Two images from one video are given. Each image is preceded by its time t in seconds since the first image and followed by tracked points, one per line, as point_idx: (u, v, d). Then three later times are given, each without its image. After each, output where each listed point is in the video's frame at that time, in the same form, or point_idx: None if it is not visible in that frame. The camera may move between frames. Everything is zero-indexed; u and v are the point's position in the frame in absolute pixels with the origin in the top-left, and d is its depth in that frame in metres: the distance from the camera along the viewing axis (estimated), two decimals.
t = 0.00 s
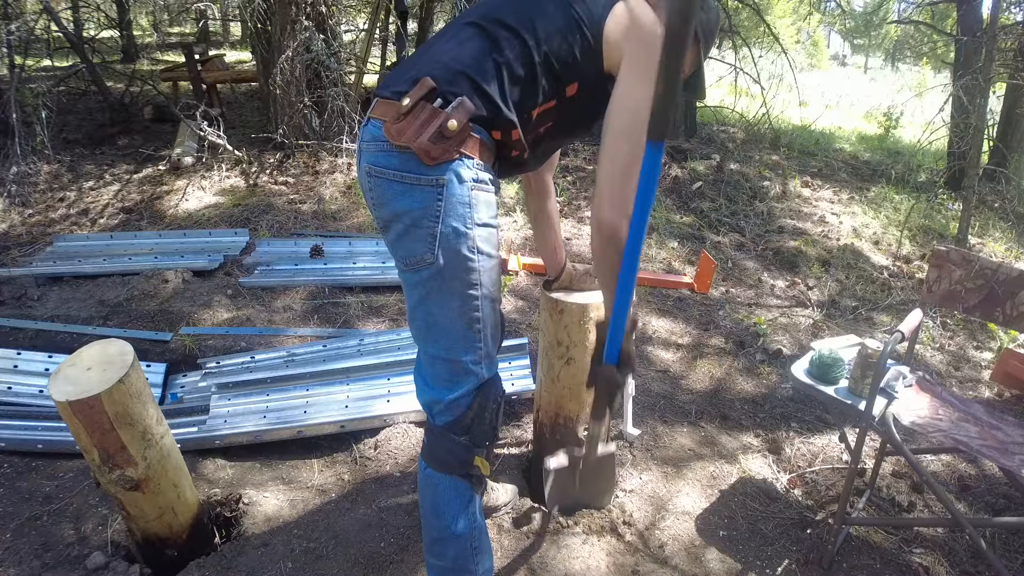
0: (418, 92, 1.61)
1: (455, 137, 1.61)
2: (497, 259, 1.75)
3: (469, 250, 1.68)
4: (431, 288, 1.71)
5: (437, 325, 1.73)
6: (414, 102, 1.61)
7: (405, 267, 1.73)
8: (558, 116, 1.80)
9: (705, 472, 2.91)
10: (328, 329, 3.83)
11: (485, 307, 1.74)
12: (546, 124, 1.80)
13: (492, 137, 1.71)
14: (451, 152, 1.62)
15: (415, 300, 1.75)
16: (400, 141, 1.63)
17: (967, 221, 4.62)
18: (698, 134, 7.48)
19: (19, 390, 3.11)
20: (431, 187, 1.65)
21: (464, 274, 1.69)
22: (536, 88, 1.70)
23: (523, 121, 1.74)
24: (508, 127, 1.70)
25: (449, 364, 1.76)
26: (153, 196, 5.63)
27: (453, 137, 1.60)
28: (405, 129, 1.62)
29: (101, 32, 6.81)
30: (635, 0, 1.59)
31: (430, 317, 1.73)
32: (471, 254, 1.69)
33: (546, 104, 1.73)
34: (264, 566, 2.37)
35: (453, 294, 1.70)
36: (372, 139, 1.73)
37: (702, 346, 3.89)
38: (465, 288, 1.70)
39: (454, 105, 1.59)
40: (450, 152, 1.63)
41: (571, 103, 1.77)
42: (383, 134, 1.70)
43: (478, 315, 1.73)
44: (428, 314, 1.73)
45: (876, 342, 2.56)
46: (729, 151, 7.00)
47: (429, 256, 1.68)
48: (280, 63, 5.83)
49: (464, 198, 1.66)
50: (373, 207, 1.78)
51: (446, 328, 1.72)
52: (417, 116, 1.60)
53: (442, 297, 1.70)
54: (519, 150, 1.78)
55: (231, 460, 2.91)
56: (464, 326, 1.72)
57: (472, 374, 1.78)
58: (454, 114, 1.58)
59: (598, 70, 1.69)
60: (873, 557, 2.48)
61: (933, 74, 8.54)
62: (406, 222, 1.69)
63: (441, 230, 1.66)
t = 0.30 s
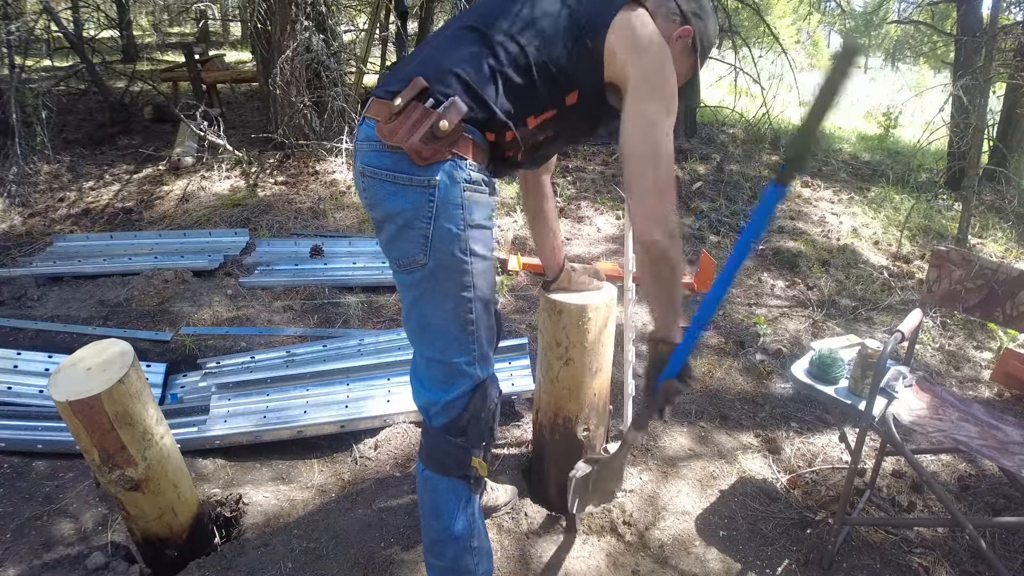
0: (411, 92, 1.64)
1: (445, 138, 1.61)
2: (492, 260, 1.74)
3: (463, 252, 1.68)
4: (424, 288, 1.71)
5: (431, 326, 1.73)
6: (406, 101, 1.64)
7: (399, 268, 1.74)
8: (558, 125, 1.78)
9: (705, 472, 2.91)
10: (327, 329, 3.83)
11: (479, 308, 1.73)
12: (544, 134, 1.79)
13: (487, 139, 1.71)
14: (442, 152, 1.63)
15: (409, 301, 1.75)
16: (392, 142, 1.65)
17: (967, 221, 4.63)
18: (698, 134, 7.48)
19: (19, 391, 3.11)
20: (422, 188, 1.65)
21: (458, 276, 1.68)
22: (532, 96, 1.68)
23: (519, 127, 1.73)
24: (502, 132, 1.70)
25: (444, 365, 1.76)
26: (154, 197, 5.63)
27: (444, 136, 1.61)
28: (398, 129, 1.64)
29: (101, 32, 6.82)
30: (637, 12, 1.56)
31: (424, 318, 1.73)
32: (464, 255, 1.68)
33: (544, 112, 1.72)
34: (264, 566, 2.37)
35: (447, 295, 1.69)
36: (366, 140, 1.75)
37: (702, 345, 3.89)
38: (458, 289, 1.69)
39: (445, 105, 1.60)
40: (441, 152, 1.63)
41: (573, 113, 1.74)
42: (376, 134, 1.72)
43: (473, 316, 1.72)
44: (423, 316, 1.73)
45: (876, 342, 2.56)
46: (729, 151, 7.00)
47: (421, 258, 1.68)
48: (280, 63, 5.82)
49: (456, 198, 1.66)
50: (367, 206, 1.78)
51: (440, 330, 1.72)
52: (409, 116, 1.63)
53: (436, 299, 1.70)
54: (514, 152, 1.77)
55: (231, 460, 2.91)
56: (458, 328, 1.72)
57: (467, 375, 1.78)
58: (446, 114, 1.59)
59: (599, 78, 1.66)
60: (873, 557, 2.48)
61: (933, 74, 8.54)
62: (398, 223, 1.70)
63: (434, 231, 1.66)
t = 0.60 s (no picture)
0: (458, 87, 1.54)
1: (498, 135, 1.55)
2: (522, 263, 1.74)
3: (501, 253, 1.65)
4: (458, 289, 1.67)
5: (461, 328, 1.71)
6: (453, 97, 1.53)
7: (431, 266, 1.67)
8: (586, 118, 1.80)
9: (705, 472, 2.91)
10: (328, 330, 3.83)
11: (507, 311, 1.74)
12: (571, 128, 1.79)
13: (523, 138, 1.67)
14: (490, 152, 1.57)
15: (436, 301, 1.70)
16: (436, 138, 1.56)
17: (967, 222, 4.63)
18: (698, 134, 7.48)
19: (19, 391, 3.11)
20: (466, 186, 1.59)
21: (494, 277, 1.67)
22: (573, 92, 1.67)
23: (557, 124, 1.70)
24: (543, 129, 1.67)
25: (469, 367, 1.75)
26: (154, 196, 5.63)
27: (492, 136, 1.54)
28: (441, 126, 1.55)
29: (101, 32, 6.81)
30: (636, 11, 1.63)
31: (454, 319, 1.70)
32: (502, 257, 1.66)
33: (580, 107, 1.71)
34: (264, 567, 2.37)
35: (480, 297, 1.68)
36: (400, 134, 1.64)
37: (702, 345, 3.89)
38: (493, 291, 1.68)
39: (495, 103, 1.54)
40: (487, 151, 1.56)
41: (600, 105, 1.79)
42: (413, 129, 1.61)
43: (501, 319, 1.73)
44: (452, 317, 1.70)
45: (876, 342, 2.56)
46: (729, 151, 7.01)
47: (459, 258, 1.63)
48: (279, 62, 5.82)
49: (499, 198, 1.62)
50: (398, 203, 1.69)
51: (471, 331, 1.71)
52: (457, 113, 1.53)
53: (470, 300, 1.68)
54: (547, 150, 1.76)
55: (231, 460, 2.90)
56: (488, 330, 1.72)
57: (488, 377, 1.80)
58: (497, 113, 1.53)
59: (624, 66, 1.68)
60: (873, 557, 2.48)
61: (933, 74, 8.54)
62: (436, 221, 1.62)
63: (475, 231, 1.61)
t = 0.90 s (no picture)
0: (480, 86, 1.61)
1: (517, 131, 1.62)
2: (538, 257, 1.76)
3: (520, 245, 1.67)
4: (480, 281, 1.68)
5: (481, 320, 1.70)
6: (476, 95, 1.60)
7: (452, 259, 1.68)
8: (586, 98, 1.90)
9: (706, 473, 2.90)
10: (327, 330, 3.81)
11: (523, 303, 1.74)
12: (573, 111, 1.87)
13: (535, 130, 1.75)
14: (512, 146, 1.62)
15: (456, 293, 1.70)
16: (460, 135, 1.61)
17: (969, 221, 4.60)
18: (699, 134, 7.45)
19: (16, 391, 3.09)
20: (490, 180, 1.62)
21: (515, 268, 1.68)
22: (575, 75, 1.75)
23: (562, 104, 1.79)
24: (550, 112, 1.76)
25: (487, 358, 1.73)
26: (152, 196, 5.61)
27: (514, 130, 1.61)
28: (466, 121, 1.61)
29: (99, 31, 6.79)
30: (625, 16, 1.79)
31: (473, 312, 1.70)
32: (522, 248, 1.68)
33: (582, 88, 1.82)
34: (263, 567, 2.36)
35: (501, 289, 1.69)
36: (421, 132, 1.67)
37: (703, 345, 3.87)
38: (514, 282, 1.69)
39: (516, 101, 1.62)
40: (510, 146, 1.63)
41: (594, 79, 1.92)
42: (434, 127, 1.65)
43: (519, 310, 1.73)
44: (472, 309, 1.70)
45: (878, 342, 2.54)
46: (730, 150, 6.98)
47: (482, 250, 1.64)
48: (278, 61, 5.80)
49: (520, 192, 1.65)
50: (417, 199, 1.69)
51: (490, 324, 1.71)
52: (480, 110, 1.60)
53: (491, 291, 1.68)
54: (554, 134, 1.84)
55: (230, 461, 2.89)
56: (507, 322, 1.72)
57: (504, 370, 1.76)
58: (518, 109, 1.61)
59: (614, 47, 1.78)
60: (875, 558, 2.47)
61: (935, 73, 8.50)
62: (459, 215, 1.64)
63: (497, 223, 1.64)
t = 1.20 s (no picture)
0: (478, 85, 1.63)
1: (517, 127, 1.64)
2: (538, 254, 1.77)
3: (521, 242, 1.68)
4: (481, 279, 1.68)
5: (482, 318, 1.71)
6: (475, 94, 1.62)
7: (453, 258, 1.69)
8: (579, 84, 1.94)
9: (705, 472, 2.91)
10: (328, 330, 3.83)
11: (524, 301, 1.75)
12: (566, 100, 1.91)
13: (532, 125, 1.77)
14: (510, 144, 1.64)
15: (458, 292, 1.71)
16: (459, 134, 1.62)
17: (967, 221, 4.61)
18: (698, 134, 7.47)
19: (18, 390, 3.10)
20: (489, 178, 1.63)
21: (516, 265, 1.69)
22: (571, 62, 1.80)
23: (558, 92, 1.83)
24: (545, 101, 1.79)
25: (490, 356, 1.75)
26: (153, 196, 5.62)
27: (514, 128, 1.62)
28: (465, 120, 1.62)
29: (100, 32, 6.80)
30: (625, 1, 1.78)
31: (475, 310, 1.71)
32: (523, 245, 1.69)
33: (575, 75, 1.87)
34: (264, 566, 2.37)
35: (502, 286, 1.70)
36: (420, 132, 1.67)
37: (702, 345, 3.89)
38: (515, 280, 1.70)
39: (515, 100, 1.64)
40: (508, 143, 1.64)
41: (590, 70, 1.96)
42: (433, 125, 1.66)
43: (521, 307, 1.74)
44: (473, 307, 1.71)
45: (876, 342, 2.56)
46: (729, 151, 7.00)
47: (483, 248, 1.65)
48: (279, 62, 5.81)
49: (518, 189, 1.67)
50: (417, 198, 1.70)
51: (492, 321, 1.72)
52: (479, 108, 1.62)
53: (492, 289, 1.69)
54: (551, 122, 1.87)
55: (231, 460, 2.90)
56: (509, 319, 1.73)
57: (507, 368, 1.78)
58: (516, 107, 1.63)
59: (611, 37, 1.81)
60: (873, 557, 2.48)
61: (933, 74, 8.52)
62: (459, 214, 1.65)
63: (497, 221, 1.65)
